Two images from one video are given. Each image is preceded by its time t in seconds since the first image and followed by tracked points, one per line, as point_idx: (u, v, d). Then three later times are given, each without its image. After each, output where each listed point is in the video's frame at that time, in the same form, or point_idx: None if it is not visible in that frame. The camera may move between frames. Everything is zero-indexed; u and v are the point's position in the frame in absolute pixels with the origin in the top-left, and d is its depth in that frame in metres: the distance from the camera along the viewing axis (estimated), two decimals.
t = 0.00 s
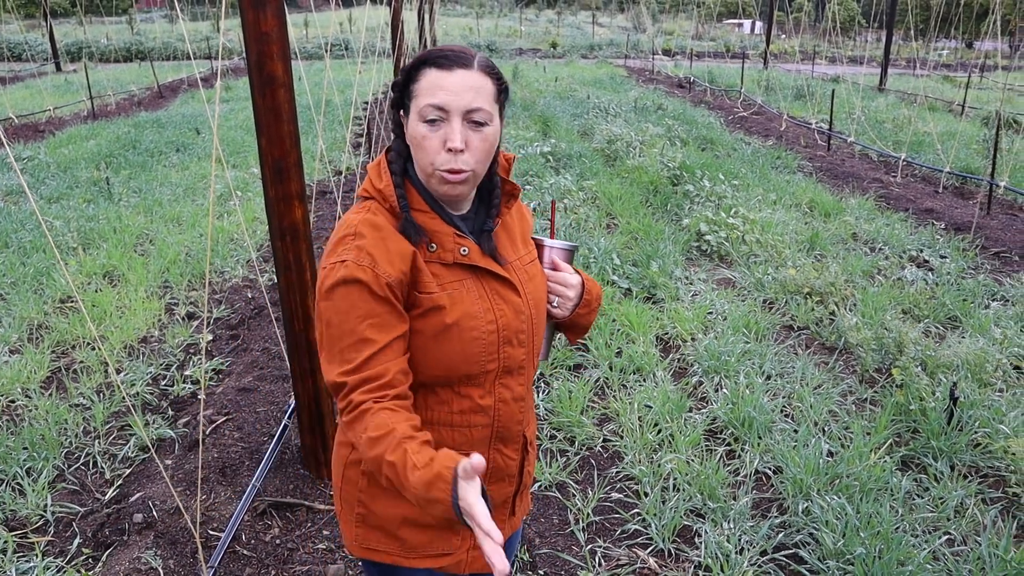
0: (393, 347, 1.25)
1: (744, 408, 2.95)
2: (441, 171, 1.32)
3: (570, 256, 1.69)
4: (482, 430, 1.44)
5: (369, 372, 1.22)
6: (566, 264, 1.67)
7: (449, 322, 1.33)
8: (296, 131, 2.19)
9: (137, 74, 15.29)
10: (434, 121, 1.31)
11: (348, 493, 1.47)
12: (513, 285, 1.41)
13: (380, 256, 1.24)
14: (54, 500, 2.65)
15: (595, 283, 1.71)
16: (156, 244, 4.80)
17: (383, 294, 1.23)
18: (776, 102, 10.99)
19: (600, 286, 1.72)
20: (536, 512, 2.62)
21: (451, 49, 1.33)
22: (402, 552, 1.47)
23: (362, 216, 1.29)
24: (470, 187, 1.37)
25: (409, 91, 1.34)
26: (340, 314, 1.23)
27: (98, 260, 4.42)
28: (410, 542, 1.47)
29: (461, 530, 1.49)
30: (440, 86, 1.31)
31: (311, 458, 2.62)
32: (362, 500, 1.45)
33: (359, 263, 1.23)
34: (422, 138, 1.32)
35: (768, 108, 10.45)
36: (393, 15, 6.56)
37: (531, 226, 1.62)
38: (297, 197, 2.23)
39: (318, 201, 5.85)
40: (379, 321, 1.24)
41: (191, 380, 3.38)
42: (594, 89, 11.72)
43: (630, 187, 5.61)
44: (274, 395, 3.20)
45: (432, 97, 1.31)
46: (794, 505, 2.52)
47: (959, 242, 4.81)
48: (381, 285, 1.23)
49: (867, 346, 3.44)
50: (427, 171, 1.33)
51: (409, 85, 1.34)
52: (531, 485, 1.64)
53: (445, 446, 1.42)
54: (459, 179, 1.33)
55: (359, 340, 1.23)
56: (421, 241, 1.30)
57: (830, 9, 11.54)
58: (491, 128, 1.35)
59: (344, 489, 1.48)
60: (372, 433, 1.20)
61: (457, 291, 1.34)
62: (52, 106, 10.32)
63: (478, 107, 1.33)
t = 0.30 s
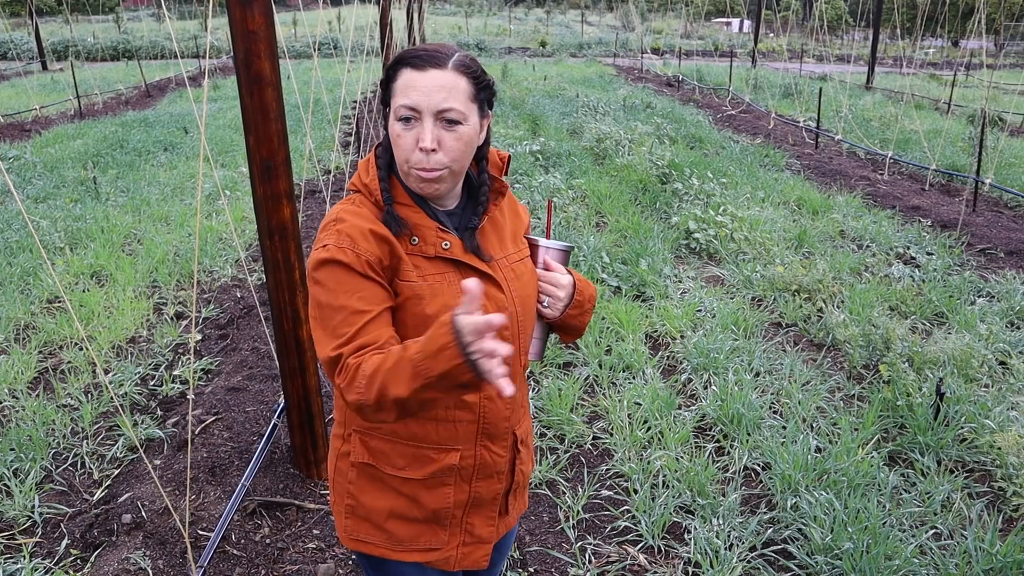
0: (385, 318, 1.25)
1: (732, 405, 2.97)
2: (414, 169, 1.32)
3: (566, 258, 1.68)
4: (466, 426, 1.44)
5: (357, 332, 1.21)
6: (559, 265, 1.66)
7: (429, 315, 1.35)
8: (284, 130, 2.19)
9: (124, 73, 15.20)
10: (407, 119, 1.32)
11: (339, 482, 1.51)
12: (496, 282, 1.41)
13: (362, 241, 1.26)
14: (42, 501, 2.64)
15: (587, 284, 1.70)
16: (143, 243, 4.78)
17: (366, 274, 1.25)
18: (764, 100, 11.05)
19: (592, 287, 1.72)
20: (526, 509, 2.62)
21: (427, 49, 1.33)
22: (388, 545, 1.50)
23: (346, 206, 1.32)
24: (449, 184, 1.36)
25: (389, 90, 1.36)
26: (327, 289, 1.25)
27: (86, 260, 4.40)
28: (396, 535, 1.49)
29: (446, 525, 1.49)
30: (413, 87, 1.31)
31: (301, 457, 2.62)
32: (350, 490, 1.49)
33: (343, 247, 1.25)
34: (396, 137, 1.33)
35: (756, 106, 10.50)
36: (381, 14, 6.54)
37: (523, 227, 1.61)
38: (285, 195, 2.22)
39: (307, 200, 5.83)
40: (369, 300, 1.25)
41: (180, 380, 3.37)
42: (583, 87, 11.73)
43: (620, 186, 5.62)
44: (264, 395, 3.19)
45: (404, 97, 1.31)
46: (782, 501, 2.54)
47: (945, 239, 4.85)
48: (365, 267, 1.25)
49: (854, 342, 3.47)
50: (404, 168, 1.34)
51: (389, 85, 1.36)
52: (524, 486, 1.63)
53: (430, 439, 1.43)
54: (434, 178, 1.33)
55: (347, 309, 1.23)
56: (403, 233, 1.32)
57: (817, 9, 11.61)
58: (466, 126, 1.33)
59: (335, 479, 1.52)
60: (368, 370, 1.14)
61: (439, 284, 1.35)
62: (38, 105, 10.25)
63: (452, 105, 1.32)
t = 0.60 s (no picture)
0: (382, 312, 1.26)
1: (728, 403, 2.98)
2: (403, 170, 1.32)
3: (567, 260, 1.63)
4: (458, 425, 1.44)
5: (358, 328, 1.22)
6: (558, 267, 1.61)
7: (421, 313, 1.34)
8: (279, 130, 2.19)
9: (116, 74, 15.14)
10: (395, 121, 1.33)
11: (337, 476, 1.51)
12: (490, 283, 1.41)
13: (357, 239, 1.28)
14: (36, 503, 2.63)
15: (588, 289, 1.64)
16: (137, 244, 4.77)
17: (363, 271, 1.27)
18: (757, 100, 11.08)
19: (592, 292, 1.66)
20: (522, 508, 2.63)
21: (413, 50, 1.33)
22: (383, 540, 1.50)
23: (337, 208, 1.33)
24: (440, 185, 1.37)
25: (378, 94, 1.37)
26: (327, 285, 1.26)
27: (79, 261, 4.38)
28: (390, 531, 1.49)
29: (440, 523, 1.49)
30: (400, 88, 1.32)
31: (296, 457, 2.61)
32: (346, 483, 1.49)
33: (339, 246, 1.27)
34: (385, 138, 1.33)
35: (749, 105, 10.53)
36: (375, 14, 6.54)
37: (521, 228, 1.59)
38: (280, 195, 2.22)
39: (301, 200, 5.82)
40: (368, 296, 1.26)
41: (174, 381, 3.36)
42: (577, 87, 11.74)
43: (614, 185, 5.63)
44: (259, 395, 3.19)
45: (391, 99, 1.32)
46: (778, 499, 2.55)
47: (938, 237, 4.88)
48: (360, 265, 1.26)
49: (848, 341, 3.49)
50: (394, 170, 1.34)
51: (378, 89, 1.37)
52: (522, 486, 1.63)
53: (423, 437, 1.43)
54: (423, 179, 1.33)
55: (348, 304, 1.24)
56: (396, 233, 1.32)
57: (809, 9, 11.65)
58: (454, 127, 1.34)
59: (333, 474, 1.53)
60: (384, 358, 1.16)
61: (432, 284, 1.35)
62: (30, 105, 10.20)
63: (438, 105, 1.32)
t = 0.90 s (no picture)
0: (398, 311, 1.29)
1: (726, 402, 2.98)
2: (397, 178, 1.32)
3: (563, 258, 1.62)
4: (458, 425, 1.44)
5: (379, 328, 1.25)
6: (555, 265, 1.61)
7: (422, 316, 1.36)
8: (275, 131, 2.18)
9: (113, 74, 15.11)
10: (389, 128, 1.32)
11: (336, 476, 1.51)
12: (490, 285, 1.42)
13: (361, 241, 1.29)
14: (33, 505, 2.62)
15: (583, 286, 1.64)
16: (134, 245, 4.76)
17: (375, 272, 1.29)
18: (754, 99, 11.09)
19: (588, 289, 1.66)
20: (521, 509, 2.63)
21: (406, 55, 1.31)
22: (383, 542, 1.49)
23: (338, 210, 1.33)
24: (435, 191, 1.37)
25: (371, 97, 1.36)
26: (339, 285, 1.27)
27: (76, 262, 4.37)
28: (390, 532, 1.49)
29: (439, 523, 1.49)
30: (392, 95, 1.31)
31: (294, 458, 2.61)
32: (346, 484, 1.49)
33: (343, 249, 1.27)
34: (378, 146, 1.33)
35: (747, 104, 10.53)
36: (372, 14, 6.53)
37: (518, 227, 1.59)
38: (277, 195, 2.22)
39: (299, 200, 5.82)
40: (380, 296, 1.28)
41: (171, 382, 3.35)
42: (574, 87, 11.73)
43: (612, 185, 5.63)
44: (257, 397, 3.18)
45: (383, 106, 1.31)
46: (776, 498, 2.55)
47: (935, 236, 4.88)
48: (367, 266, 1.28)
49: (846, 340, 3.49)
50: (387, 176, 1.34)
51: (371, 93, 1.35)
52: (520, 486, 1.63)
53: (424, 438, 1.44)
54: (418, 186, 1.33)
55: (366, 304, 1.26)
56: (396, 236, 1.33)
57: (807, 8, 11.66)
58: (448, 134, 1.33)
59: (331, 474, 1.53)
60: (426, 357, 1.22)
61: (433, 286, 1.36)
62: (26, 107, 10.19)
63: (432, 112, 1.31)
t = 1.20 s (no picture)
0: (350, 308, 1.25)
1: (726, 402, 2.98)
2: (397, 179, 1.33)
3: (566, 260, 1.63)
4: (453, 429, 1.43)
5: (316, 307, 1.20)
6: (557, 267, 1.61)
7: (412, 319, 1.35)
8: (274, 131, 2.18)
9: (112, 76, 15.11)
10: (389, 130, 1.32)
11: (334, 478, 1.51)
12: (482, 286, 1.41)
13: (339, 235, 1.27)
14: (33, 507, 2.62)
15: (586, 289, 1.65)
16: (133, 246, 4.76)
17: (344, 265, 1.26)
18: (753, 98, 11.09)
19: (591, 291, 1.67)
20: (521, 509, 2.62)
21: (407, 55, 1.31)
22: (382, 543, 1.49)
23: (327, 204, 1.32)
24: (434, 192, 1.36)
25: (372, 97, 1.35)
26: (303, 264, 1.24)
27: (75, 264, 4.37)
28: (389, 533, 1.49)
29: (439, 524, 1.49)
30: (393, 96, 1.30)
31: (294, 459, 2.60)
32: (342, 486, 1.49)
33: (320, 235, 1.26)
34: (378, 147, 1.33)
35: (746, 103, 10.53)
36: (371, 14, 6.52)
37: (518, 228, 1.59)
38: (276, 196, 2.22)
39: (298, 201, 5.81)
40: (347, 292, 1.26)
41: (171, 384, 3.35)
42: (573, 87, 11.74)
43: (611, 184, 5.63)
44: (256, 397, 3.18)
45: (384, 107, 1.31)
46: (777, 498, 2.55)
47: (935, 235, 4.88)
48: (340, 256, 1.25)
49: (846, 338, 3.49)
50: (388, 176, 1.34)
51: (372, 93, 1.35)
52: (520, 487, 1.62)
53: (418, 441, 1.43)
54: (418, 187, 1.33)
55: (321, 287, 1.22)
56: (386, 237, 1.32)
57: (805, 7, 11.66)
58: (448, 136, 1.33)
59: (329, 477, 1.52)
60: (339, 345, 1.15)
61: (423, 289, 1.36)
62: (25, 108, 10.19)
63: (432, 114, 1.31)
